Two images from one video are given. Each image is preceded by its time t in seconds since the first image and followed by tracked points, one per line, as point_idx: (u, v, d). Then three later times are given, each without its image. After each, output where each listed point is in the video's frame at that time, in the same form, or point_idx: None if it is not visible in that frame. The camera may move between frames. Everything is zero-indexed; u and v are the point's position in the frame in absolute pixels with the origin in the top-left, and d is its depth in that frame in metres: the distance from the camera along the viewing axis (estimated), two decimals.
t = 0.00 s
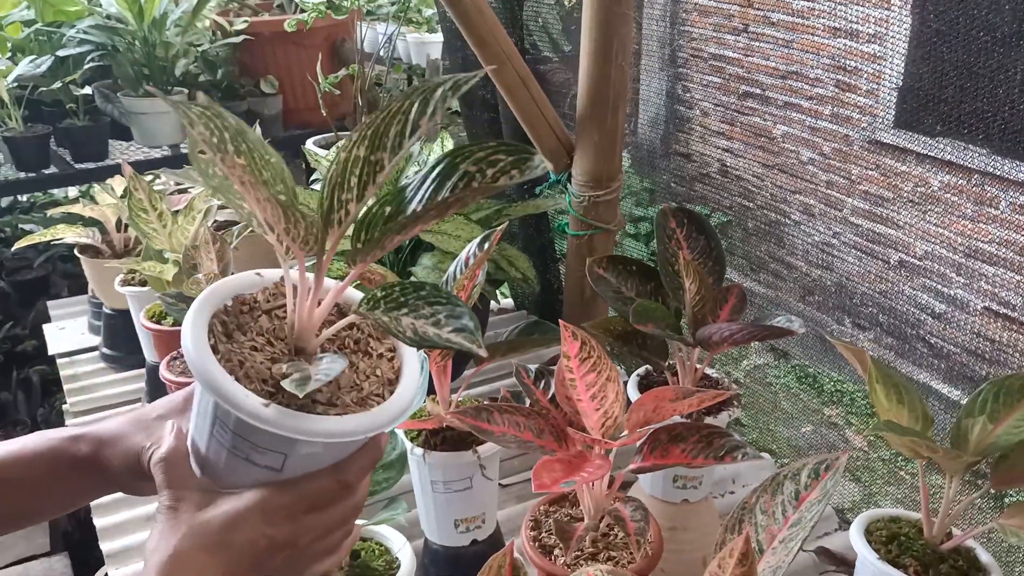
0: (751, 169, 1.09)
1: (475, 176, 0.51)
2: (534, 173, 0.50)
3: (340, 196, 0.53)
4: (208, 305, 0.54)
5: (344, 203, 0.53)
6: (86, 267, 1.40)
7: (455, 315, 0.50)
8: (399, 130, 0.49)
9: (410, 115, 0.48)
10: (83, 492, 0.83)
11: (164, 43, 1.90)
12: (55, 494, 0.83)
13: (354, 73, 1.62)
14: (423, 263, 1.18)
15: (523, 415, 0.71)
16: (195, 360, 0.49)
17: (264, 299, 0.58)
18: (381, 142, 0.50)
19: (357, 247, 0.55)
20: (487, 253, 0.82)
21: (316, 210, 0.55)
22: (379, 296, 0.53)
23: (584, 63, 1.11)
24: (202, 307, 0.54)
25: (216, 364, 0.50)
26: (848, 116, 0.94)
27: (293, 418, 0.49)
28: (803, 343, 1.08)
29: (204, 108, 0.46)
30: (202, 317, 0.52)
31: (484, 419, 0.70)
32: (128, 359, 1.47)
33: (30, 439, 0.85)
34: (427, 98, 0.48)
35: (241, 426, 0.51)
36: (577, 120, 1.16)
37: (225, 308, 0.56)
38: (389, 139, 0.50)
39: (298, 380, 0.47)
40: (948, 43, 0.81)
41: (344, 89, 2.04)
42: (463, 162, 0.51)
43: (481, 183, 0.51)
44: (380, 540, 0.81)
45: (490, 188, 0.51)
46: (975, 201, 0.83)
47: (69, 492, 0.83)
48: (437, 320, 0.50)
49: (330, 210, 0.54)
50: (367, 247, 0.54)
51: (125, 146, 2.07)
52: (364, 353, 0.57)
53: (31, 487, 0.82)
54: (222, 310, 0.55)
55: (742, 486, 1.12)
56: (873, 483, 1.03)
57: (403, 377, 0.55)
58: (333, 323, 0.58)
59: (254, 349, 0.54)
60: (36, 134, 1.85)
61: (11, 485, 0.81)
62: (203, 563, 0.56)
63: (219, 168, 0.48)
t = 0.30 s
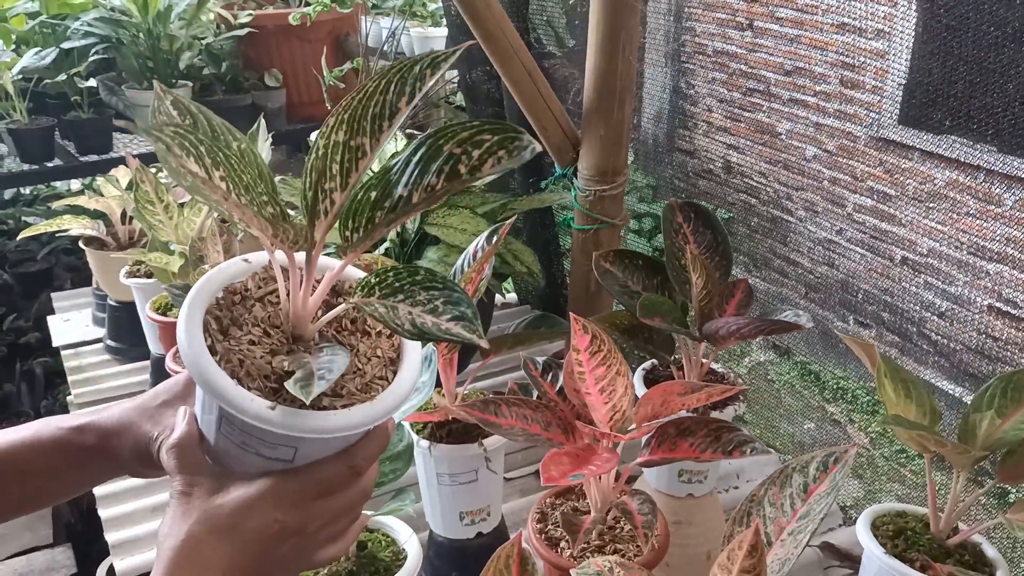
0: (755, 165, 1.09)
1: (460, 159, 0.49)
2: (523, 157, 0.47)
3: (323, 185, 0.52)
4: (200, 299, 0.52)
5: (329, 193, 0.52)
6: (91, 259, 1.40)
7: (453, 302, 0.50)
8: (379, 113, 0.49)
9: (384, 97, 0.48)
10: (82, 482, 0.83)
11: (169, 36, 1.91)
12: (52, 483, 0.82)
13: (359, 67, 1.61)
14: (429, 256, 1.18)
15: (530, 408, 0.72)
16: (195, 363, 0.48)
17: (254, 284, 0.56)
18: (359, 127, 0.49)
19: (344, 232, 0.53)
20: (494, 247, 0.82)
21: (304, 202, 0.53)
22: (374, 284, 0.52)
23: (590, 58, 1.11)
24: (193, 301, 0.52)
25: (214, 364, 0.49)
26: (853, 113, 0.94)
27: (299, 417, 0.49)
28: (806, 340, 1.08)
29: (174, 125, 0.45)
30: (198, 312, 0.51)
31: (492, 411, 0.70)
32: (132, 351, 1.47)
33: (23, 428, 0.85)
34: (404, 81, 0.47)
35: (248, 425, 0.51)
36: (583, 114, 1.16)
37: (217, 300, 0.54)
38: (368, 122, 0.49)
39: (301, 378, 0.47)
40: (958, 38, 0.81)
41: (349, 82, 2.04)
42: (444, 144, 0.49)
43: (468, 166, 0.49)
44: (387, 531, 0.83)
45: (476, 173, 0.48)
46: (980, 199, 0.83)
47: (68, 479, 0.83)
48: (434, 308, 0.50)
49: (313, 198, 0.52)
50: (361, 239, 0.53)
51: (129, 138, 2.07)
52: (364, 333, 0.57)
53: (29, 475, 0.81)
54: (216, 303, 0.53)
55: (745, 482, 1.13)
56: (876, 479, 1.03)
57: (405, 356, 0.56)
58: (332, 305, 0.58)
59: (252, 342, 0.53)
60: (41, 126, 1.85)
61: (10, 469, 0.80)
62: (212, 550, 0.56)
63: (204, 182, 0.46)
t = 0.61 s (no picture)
0: (758, 163, 1.09)
1: (466, 157, 0.49)
2: (530, 156, 0.48)
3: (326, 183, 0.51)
4: (204, 295, 0.52)
5: (331, 190, 0.51)
6: (96, 254, 1.41)
7: (459, 295, 0.50)
8: (383, 112, 0.49)
9: (390, 94, 0.48)
10: (79, 472, 0.84)
11: (174, 31, 1.91)
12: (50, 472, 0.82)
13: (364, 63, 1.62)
14: (433, 252, 1.18)
15: (533, 404, 0.72)
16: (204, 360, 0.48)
17: (253, 277, 0.56)
18: (363, 124, 0.49)
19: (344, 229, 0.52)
20: (498, 244, 0.82)
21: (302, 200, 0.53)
22: (378, 276, 0.52)
23: (595, 54, 1.10)
24: (197, 297, 0.51)
25: (221, 359, 0.49)
26: (858, 111, 0.94)
27: (310, 411, 0.49)
28: (809, 337, 1.08)
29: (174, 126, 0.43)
30: (203, 307, 0.51)
31: (496, 407, 0.71)
32: (137, 345, 1.48)
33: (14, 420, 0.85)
34: (411, 80, 0.48)
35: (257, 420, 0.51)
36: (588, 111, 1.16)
37: (218, 295, 0.53)
38: (372, 119, 0.49)
39: (311, 371, 0.47)
40: (965, 36, 0.81)
41: (354, 79, 2.04)
42: (449, 141, 0.49)
43: (474, 164, 0.49)
44: (391, 524, 0.84)
45: (482, 171, 0.48)
46: (985, 197, 0.83)
47: (63, 467, 0.83)
48: (440, 301, 0.50)
49: (315, 196, 0.52)
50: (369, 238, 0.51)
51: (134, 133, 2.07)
52: (365, 322, 0.57)
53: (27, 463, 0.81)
54: (218, 297, 0.53)
55: (749, 478, 1.13)
56: (879, 477, 1.03)
57: (407, 346, 0.56)
58: (332, 297, 0.58)
59: (257, 336, 0.52)
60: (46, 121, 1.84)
61: (10, 459, 0.80)
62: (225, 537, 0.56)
63: (215, 190, 0.45)
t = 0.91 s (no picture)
0: (761, 162, 1.10)
1: (483, 146, 0.41)
2: (553, 141, 0.39)
3: (345, 186, 0.45)
4: (220, 301, 0.46)
5: (349, 195, 0.44)
6: (101, 251, 1.41)
7: (482, 271, 0.47)
8: (393, 110, 0.40)
9: (397, 94, 0.39)
10: (77, 483, 0.83)
11: (179, 29, 1.91)
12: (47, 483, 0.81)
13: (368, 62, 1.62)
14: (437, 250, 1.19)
15: (537, 399, 0.73)
16: (252, 375, 0.43)
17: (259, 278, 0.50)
18: (374, 124, 0.41)
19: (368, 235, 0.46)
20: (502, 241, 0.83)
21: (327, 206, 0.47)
22: (398, 265, 0.49)
23: (599, 52, 1.11)
24: (217, 305, 0.45)
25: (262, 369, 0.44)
26: (860, 110, 0.94)
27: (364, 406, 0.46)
28: (811, 336, 1.08)
29: (182, 117, 0.41)
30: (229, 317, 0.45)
31: (500, 402, 0.71)
32: (141, 342, 1.49)
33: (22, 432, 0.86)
34: (415, 70, 0.38)
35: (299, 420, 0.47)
36: (591, 110, 1.16)
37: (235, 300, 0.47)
38: (383, 119, 0.41)
39: (360, 366, 0.44)
40: (968, 35, 0.81)
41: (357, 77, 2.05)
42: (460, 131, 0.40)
43: (492, 155, 0.41)
44: (395, 519, 0.85)
45: (500, 162, 0.40)
46: (987, 198, 0.83)
47: (58, 479, 0.81)
48: (464, 280, 0.47)
49: (335, 203, 0.46)
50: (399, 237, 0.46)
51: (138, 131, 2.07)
52: (372, 302, 0.55)
53: (25, 472, 0.81)
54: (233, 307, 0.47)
55: (751, 477, 1.14)
56: (881, 476, 1.03)
57: (422, 324, 0.53)
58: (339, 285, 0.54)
59: (287, 340, 0.48)
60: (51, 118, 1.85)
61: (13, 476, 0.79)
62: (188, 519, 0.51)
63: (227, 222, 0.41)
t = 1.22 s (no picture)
0: (762, 162, 1.10)
1: (458, 151, 0.44)
2: (525, 139, 0.42)
3: (321, 214, 0.45)
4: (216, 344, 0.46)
5: (331, 222, 0.45)
6: (103, 249, 1.41)
7: (474, 274, 0.49)
8: (358, 131, 0.40)
9: (360, 115, 0.39)
10: (74, 514, 0.86)
11: (181, 28, 1.90)
12: (42, 513, 0.85)
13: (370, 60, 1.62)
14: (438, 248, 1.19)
15: (538, 398, 0.73)
16: (263, 412, 0.45)
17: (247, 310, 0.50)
18: (340, 150, 0.41)
19: (354, 260, 0.46)
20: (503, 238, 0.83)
21: (305, 237, 0.48)
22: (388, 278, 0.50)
23: (600, 50, 1.10)
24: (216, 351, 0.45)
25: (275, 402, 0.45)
26: (861, 109, 0.94)
27: (377, 420, 0.49)
28: (813, 336, 1.08)
29: (138, 182, 0.42)
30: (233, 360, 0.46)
31: (500, 400, 0.71)
32: (143, 340, 1.49)
33: (19, 459, 0.90)
34: (377, 88, 0.38)
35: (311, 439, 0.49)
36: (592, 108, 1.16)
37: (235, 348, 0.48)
38: (350, 142, 0.41)
39: (368, 384, 0.45)
40: (970, 34, 0.81)
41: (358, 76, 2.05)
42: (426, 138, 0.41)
43: (467, 160, 0.44)
44: (395, 518, 0.85)
45: (475, 164, 0.44)
46: (989, 197, 0.83)
47: (54, 510, 0.85)
48: (457, 287, 0.49)
49: (315, 229, 0.46)
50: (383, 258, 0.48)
51: (140, 130, 2.07)
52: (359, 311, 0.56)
53: (24, 503, 0.85)
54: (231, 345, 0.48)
55: (752, 477, 1.14)
56: (882, 475, 1.03)
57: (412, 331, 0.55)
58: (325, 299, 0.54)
59: (290, 367, 0.49)
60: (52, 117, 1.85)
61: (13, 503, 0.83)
62: (190, 514, 0.52)
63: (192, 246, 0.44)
